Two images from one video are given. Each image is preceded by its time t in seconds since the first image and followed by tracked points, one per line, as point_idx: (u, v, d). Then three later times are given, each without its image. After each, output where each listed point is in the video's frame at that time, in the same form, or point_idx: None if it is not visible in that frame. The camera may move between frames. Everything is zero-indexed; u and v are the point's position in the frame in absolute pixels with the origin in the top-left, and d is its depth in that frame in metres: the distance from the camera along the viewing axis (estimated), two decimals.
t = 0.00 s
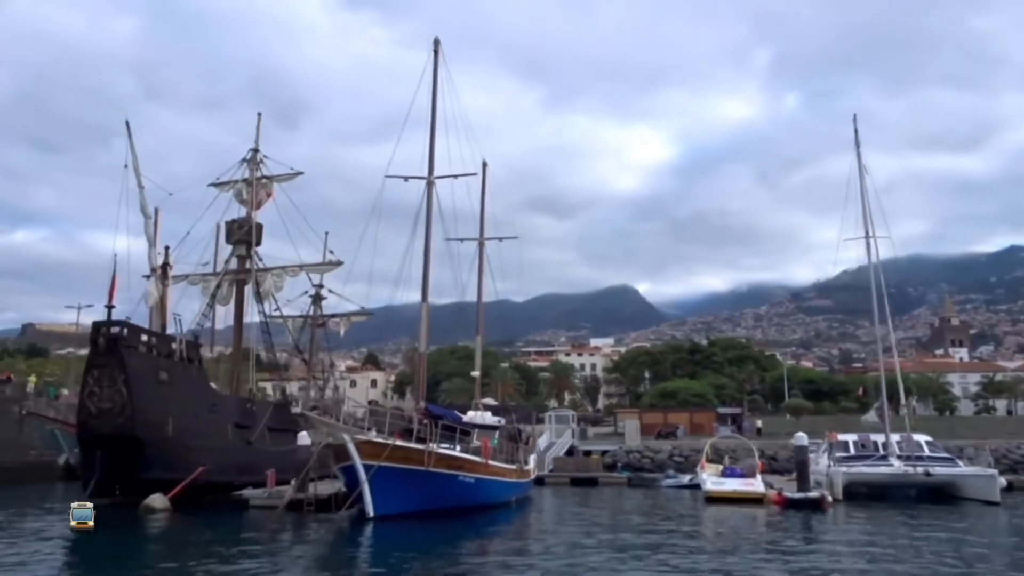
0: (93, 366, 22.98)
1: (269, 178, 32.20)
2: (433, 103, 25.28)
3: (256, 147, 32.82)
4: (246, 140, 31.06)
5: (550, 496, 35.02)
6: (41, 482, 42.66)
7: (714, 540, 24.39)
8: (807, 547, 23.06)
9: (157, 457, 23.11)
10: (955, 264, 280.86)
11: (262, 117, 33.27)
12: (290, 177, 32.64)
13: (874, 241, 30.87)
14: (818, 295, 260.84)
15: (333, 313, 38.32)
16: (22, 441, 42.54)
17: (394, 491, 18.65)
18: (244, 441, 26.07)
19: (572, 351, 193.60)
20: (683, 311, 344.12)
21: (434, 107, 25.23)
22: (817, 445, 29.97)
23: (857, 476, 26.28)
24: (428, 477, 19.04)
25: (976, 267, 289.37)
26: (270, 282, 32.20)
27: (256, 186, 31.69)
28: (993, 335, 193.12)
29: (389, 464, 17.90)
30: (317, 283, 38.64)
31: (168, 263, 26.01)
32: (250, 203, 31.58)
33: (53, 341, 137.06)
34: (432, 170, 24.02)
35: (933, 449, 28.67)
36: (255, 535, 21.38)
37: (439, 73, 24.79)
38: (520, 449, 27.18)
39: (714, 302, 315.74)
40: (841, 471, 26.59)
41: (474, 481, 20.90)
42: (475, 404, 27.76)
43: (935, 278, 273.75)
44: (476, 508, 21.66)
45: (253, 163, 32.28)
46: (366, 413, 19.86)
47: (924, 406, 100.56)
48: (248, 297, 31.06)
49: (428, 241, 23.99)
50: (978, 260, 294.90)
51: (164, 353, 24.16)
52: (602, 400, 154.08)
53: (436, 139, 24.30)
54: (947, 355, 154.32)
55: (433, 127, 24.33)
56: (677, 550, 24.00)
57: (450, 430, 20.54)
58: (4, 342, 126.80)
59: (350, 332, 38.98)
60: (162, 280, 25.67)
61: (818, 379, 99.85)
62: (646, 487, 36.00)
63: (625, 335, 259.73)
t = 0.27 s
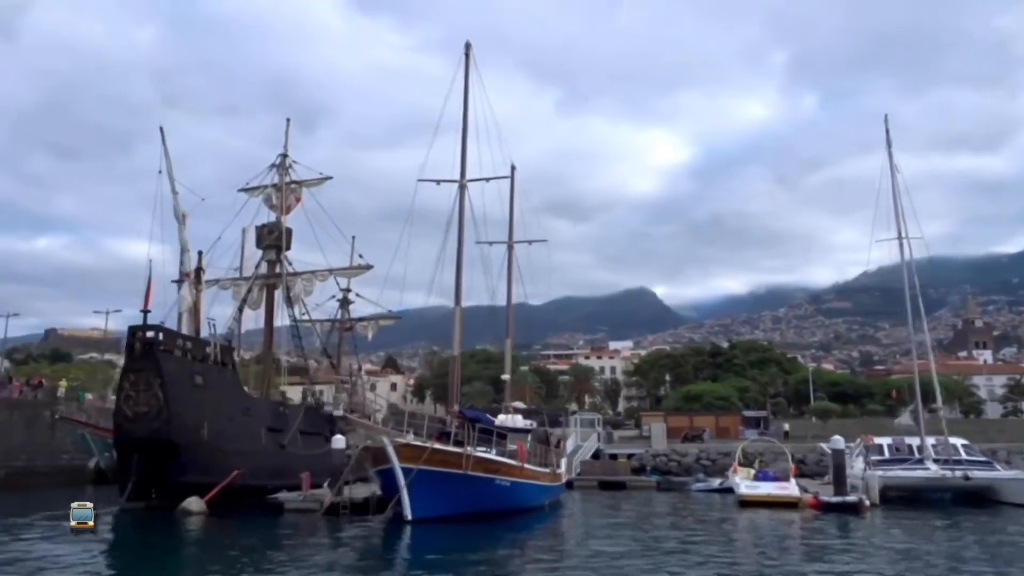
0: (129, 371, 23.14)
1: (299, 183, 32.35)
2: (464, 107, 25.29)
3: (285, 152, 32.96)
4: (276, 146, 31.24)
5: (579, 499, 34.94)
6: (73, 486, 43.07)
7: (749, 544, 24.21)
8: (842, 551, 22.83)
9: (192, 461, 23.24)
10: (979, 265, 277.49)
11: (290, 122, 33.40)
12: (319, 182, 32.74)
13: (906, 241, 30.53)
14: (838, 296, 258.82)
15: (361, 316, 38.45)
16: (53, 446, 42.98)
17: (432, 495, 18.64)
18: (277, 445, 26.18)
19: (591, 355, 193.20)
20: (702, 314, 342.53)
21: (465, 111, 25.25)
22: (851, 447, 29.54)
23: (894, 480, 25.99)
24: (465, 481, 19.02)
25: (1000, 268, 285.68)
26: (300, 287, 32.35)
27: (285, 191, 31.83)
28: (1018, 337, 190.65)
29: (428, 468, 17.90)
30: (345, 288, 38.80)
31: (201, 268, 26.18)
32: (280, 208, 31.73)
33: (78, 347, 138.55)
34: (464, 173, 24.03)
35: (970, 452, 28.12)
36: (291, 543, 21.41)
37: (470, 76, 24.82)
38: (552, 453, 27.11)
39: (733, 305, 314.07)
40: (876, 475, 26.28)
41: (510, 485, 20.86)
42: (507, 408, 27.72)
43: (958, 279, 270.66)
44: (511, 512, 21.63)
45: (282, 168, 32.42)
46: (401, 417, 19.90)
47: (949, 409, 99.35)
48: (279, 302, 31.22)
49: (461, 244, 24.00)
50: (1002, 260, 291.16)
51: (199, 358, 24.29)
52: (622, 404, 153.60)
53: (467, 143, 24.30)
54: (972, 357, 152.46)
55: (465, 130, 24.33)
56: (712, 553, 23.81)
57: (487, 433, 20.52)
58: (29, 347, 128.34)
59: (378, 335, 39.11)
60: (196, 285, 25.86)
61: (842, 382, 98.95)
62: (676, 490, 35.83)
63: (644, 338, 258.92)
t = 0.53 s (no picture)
0: (160, 375, 23.27)
1: (324, 187, 32.47)
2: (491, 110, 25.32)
3: (310, 157, 33.09)
4: (301, 150, 31.38)
5: (604, 502, 34.82)
6: (101, 489, 43.49)
7: (780, 547, 24.00)
8: (875, 553, 22.59)
9: (223, 464, 23.34)
10: (999, 265, 274.65)
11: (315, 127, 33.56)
12: (344, 186, 32.85)
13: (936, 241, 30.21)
14: (856, 298, 257.14)
15: (385, 320, 38.57)
16: (81, 449, 43.43)
17: (465, 498, 18.60)
18: (305, 448, 26.23)
19: (608, 357, 192.89)
20: (718, 316, 341.03)
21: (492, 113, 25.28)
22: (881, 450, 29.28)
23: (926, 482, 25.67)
24: (497, 483, 18.98)
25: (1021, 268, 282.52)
26: (325, 290, 32.49)
27: (311, 195, 31.96)
28: None
29: (462, 471, 17.86)
30: (368, 291, 38.95)
31: (229, 272, 26.32)
32: (305, 212, 31.85)
33: (98, 352, 139.92)
34: (492, 176, 24.04)
35: (1003, 454, 27.80)
36: (322, 547, 21.44)
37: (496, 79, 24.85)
38: (580, 455, 27.02)
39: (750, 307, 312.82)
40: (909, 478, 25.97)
41: (541, 488, 20.78)
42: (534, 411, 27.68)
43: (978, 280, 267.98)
44: (541, 515, 21.55)
45: (308, 172, 32.55)
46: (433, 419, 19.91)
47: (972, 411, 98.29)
48: (305, 305, 31.36)
49: (489, 247, 24.00)
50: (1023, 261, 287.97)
51: (228, 361, 24.39)
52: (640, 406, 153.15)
53: (495, 145, 24.31)
54: (993, 358, 150.86)
55: (492, 133, 24.33)
56: (744, 555, 23.65)
57: (519, 436, 20.48)
58: (50, 351, 129.82)
59: (402, 338, 39.21)
60: (224, 289, 26.00)
61: (862, 384, 98.17)
62: (702, 493, 35.64)
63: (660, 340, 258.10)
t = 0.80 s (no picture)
0: (196, 377, 23.41)
1: (353, 191, 32.58)
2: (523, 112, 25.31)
3: (339, 160, 33.22)
4: (331, 154, 31.51)
5: (634, 504, 34.65)
6: (132, 491, 43.85)
7: (817, 549, 23.78)
8: (915, 556, 22.31)
9: (259, 466, 23.43)
10: None
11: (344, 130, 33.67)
12: (373, 189, 32.96)
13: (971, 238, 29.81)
14: (878, 298, 254.76)
15: (414, 322, 38.66)
16: (112, 452, 43.83)
17: (503, 501, 18.54)
18: (338, 451, 26.28)
19: (628, 359, 192.17)
20: (738, 318, 338.99)
21: (524, 116, 25.27)
22: (918, 452, 28.94)
23: (966, 485, 25.32)
24: (535, 486, 18.92)
25: None
26: (356, 293, 32.63)
27: (340, 199, 32.09)
28: None
29: (501, 473, 17.82)
30: (397, 294, 39.06)
31: (263, 275, 26.45)
32: (335, 215, 32.00)
33: (121, 356, 141.20)
34: (524, 177, 24.04)
35: None
36: (359, 551, 21.44)
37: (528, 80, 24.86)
38: (614, 457, 26.91)
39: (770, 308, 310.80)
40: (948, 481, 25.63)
41: (578, 490, 20.68)
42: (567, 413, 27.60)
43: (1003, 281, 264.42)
44: (577, 518, 21.46)
45: (337, 176, 32.69)
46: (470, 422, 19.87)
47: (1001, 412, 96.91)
48: (335, 308, 31.47)
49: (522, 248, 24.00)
50: None
51: (263, 364, 24.49)
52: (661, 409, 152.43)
53: (528, 147, 24.32)
54: (1020, 359, 148.84)
55: (525, 135, 24.35)
56: (783, 557, 23.42)
57: (557, 439, 20.40)
58: (74, 355, 131.13)
59: (430, 340, 39.29)
60: (258, 292, 26.14)
61: (888, 386, 97.11)
62: (733, 496, 35.37)
63: (680, 342, 256.91)
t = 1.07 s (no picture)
0: (232, 378, 23.51)
1: (382, 192, 32.68)
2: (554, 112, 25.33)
3: (368, 161, 33.30)
4: (360, 156, 31.63)
5: (664, 505, 34.49)
6: (161, 493, 44.15)
7: (855, 550, 23.55)
8: (956, 557, 22.03)
9: (294, 467, 23.48)
10: None
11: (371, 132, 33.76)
12: (401, 190, 33.03)
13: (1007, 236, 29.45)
14: (899, 298, 252.37)
15: (441, 323, 38.70)
16: (142, 453, 44.16)
17: (541, 502, 18.47)
18: (370, 452, 26.31)
19: (648, 360, 191.47)
20: (757, 318, 336.91)
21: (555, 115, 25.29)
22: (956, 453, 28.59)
23: (1006, 486, 24.99)
24: (573, 486, 18.84)
25: None
26: (385, 294, 32.71)
27: (369, 200, 32.18)
28: None
29: (540, 474, 17.75)
30: (424, 296, 39.13)
31: (295, 276, 26.55)
32: (364, 217, 32.07)
33: (143, 358, 142.35)
34: (557, 177, 24.03)
35: None
36: (395, 553, 21.44)
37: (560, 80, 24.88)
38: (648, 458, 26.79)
39: (789, 308, 308.90)
40: (987, 482, 25.32)
41: (615, 491, 20.58)
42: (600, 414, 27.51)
43: None
44: (613, 519, 21.35)
45: (366, 177, 32.77)
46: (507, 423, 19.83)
47: None
48: (365, 309, 31.56)
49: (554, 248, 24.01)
50: None
51: (297, 365, 24.56)
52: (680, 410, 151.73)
53: (559, 147, 24.32)
54: None
55: (556, 135, 24.35)
56: (821, 559, 23.18)
57: (595, 439, 20.29)
58: (97, 357, 132.38)
59: (457, 342, 39.31)
60: (290, 293, 26.24)
61: (912, 386, 96.14)
62: (764, 497, 35.11)
63: (698, 342, 255.68)
